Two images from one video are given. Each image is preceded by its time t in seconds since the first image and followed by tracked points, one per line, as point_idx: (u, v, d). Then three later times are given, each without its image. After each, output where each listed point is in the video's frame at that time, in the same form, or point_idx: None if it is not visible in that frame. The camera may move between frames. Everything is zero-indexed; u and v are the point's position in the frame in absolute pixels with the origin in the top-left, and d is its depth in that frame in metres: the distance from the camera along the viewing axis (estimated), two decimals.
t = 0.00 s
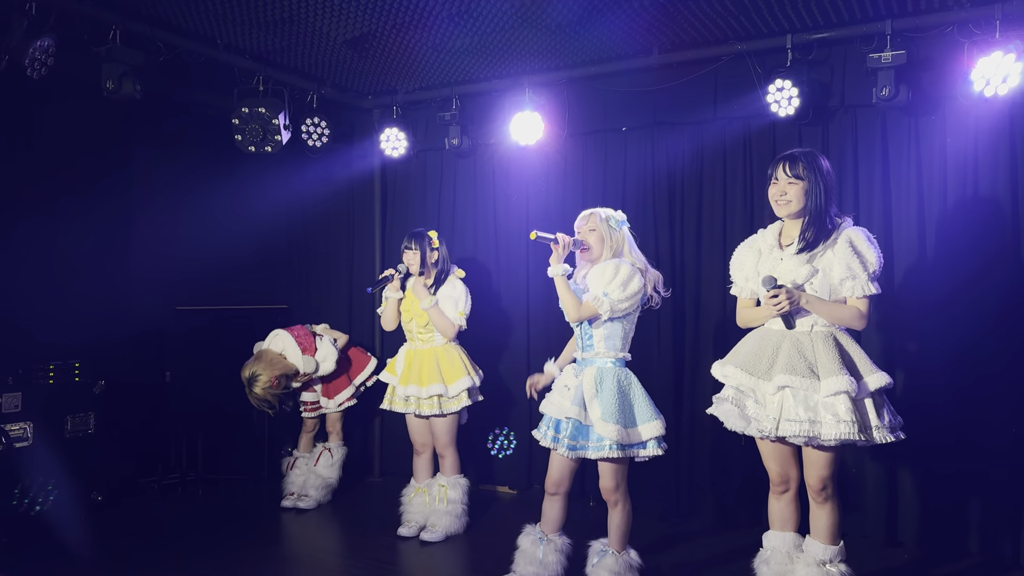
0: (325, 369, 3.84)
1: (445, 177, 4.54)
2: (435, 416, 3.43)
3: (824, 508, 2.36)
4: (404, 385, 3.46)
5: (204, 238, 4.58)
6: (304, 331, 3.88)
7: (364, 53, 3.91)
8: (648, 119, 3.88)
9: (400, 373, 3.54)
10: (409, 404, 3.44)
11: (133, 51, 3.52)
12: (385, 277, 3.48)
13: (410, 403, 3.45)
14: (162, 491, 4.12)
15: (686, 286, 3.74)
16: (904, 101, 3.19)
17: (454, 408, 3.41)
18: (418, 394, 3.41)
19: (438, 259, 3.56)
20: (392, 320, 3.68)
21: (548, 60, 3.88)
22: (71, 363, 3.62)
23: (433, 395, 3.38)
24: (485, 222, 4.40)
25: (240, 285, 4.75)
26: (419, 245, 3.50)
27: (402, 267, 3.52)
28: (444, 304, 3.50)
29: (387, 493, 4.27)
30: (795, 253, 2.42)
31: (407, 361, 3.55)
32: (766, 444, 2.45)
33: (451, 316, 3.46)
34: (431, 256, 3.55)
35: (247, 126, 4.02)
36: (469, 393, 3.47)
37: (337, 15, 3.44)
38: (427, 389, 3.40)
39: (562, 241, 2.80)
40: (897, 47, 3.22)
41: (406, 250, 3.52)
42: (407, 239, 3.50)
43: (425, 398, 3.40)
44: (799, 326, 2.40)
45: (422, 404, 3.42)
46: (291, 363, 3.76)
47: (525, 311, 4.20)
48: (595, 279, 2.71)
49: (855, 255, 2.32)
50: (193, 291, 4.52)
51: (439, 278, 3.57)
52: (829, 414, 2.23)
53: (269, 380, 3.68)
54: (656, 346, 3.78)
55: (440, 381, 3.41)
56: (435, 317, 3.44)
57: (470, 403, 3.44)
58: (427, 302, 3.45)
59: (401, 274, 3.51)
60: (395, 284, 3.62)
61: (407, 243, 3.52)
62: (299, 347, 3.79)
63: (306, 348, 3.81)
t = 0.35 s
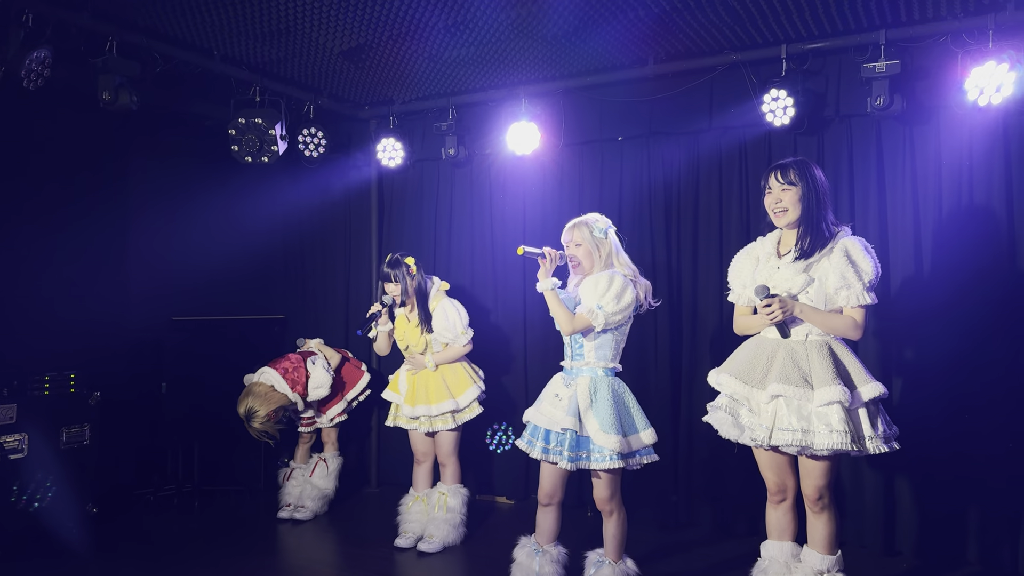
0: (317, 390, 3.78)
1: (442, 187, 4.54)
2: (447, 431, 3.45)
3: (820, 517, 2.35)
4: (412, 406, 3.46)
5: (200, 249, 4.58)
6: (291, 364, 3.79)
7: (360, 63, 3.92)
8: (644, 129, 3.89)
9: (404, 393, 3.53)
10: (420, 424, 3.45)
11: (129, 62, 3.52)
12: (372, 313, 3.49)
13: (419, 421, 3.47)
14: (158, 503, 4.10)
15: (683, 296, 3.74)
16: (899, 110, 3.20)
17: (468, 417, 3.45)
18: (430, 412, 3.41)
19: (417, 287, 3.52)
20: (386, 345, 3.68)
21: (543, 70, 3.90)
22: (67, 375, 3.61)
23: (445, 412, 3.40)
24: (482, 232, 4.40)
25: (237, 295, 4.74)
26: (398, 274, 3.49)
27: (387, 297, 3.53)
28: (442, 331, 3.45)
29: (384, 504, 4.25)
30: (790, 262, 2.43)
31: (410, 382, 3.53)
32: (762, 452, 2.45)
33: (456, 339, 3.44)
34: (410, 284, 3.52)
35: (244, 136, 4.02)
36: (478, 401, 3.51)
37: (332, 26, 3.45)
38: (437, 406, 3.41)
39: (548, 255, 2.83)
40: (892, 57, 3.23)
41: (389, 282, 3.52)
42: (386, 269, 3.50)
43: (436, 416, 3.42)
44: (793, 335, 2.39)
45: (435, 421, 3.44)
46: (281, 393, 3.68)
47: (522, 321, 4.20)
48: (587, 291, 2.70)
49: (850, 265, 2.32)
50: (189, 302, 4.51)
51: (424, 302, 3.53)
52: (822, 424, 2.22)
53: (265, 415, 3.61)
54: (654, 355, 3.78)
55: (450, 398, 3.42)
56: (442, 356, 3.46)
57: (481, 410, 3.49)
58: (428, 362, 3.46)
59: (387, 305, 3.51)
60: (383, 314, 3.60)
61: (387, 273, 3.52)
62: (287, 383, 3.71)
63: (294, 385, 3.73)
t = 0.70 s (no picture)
0: (308, 397, 3.76)
1: (438, 197, 4.54)
2: (437, 438, 3.42)
3: (818, 528, 2.34)
4: (403, 412, 3.44)
5: (195, 258, 4.56)
6: (283, 375, 3.74)
7: (356, 74, 3.93)
8: (640, 140, 3.90)
9: (397, 399, 3.50)
10: (409, 429, 3.42)
11: (125, 71, 3.52)
12: (373, 301, 3.48)
13: (409, 428, 3.43)
14: (150, 515, 4.07)
15: (679, 307, 3.75)
16: (893, 121, 3.22)
17: (457, 426, 3.42)
18: (419, 419, 3.39)
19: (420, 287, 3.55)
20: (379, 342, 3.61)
21: (539, 81, 3.91)
22: (60, 385, 3.59)
23: (436, 419, 3.37)
24: (477, 241, 4.40)
25: (231, 304, 4.72)
26: (404, 270, 3.51)
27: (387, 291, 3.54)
28: (437, 330, 3.47)
29: (379, 515, 4.22)
30: (790, 271, 2.44)
31: (403, 388, 3.51)
32: (760, 464, 2.44)
33: (450, 339, 3.45)
34: (413, 282, 3.53)
35: (239, 146, 4.02)
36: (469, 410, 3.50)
37: (329, 37, 3.46)
38: (428, 412, 3.39)
39: (539, 270, 2.82)
40: (885, 69, 3.26)
41: (393, 273, 3.53)
42: (394, 263, 3.51)
43: (427, 422, 3.39)
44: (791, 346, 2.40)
45: (424, 428, 3.40)
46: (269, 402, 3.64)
47: (518, 332, 4.19)
48: (578, 304, 2.70)
49: (853, 276, 2.34)
50: (184, 312, 4.49)
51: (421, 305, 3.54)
52: (823, 436, 2.22)
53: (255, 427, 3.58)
54: (650, 365, 3.77)
55: (440, 405, 3.40)
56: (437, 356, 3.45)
57: (471, 421, 3.46)
58: (423, 363, 3.46)
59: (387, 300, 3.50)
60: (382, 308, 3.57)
61: (393, 267, 3.53)
62: (277, 396, 3.67)
63: (285, 397, 3.68)
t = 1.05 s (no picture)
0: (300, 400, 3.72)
1: (430, 201, 4.53)
2: (417, 437, 3.39)
3: (809, 533, 2.34)
4: (387, 405, 3.40)
5: (185, 261, 4.54)
6: (273, 378, 3.70)
7: (349, 77, 3.92)
8: (633, 145, 3.91)
9: (381, 395, 3.47)
10: (389, 423, 3.38)
11: (116, 73, 3.50)
12: (383, 283, 3.49)
13: (390, 422, 3.39)
14: (139, 520, 4.04)
15: (670, 311, 3.75)
16: (884, 127, 3.23)
17: (438, 429, 3.40)
18: (402, 413, 3.36)
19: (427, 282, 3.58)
20: (375, 334, 3.60)
21: (532, 85, 3.92)
22: (47, 389, 3.57)
23: (417, 415, 3.34)
24: (470, 245, 4.39)
25: (221, 307, 4.70)
26: (413, 266, 3.54)
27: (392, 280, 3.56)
28: (436, 326, 3.46)
29: (369, 520, 4.20)
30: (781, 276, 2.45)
31: (389, 381, 3.49)
32: (750, 467, 2.43)
33: (448, 336, 3.43)
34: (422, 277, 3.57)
35: (231, 148, 4.00)
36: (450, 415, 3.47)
37: (321, 40, 3.45)
38: (412, 408, 3.37)
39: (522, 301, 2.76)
40: (877, 75, 3.28)
41: (400, 266, 3.55)
42: (404, 258, 3.55)
43: (409, 418, 3.36)
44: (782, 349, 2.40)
45: (406, 425, 3.38)
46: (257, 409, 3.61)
47: (509, 337, 4.18)
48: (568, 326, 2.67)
49: (840, 275, 2.34)
50: (173, 315, 4.47)
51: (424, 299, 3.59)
52: (816, 439, 2.23)
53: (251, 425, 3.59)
54: (641, 370, 3.77)
55: (425, 401, 3.38)
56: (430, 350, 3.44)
57: (451, 425, 3.43)
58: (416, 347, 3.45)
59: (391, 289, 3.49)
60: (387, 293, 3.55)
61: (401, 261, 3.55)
62: (266, 401, 3.64)
63: (274, 401, 3.65)
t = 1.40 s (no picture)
0: (290, 347, 3.78)
1: (422, 204, 4.54)
2: (406, 440, 3.38)
3: (798, 535, 2.35)
4: (378, 408, 3.40)
5: (175, 264, 4.53)
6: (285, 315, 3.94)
7: (339, 80, 3.92)
8: (624, 149, 3.92)
9: (371, 397, 3.46)
10: (380, 426, 3.38)
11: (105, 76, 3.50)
12: (378, 288, 3.48)
13: (382, 425, 3.39)
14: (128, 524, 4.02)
15: (660, 315, 3.76)
16: (872, 133, 3.26)
17: (427, 433, 3.39)
18: (394, 416, 3.36)
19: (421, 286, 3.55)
20: (371, 337, 3.50)
21: (523, 89, 3.93)
22: (34, 393, 3.55)
23: (409, 417, 3.34)
24: (461, 248, 4.39)
25: (211, 311, 4.69)
26: (406, 271, 3.53)
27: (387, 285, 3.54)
28: (431, 331, 3.47)
29: (359, 524, 4.19)
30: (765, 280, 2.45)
31: (380, 384, 3.49)
32: (737, 469, 2.45)
33: (442, 342, 3.43)
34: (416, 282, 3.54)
35: (221, 151, 4.00)
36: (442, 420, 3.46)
37: (312, 43, 3.45)
38: (402, 411, 3.37)
39: (530, 269, 2.78)
40: (865, 81, 3.30)
41: (394, 271, 3.54)
42: (397, 263, 3.53)
43: (400, 421, 3.36)
44: (770, 354, 2.41)
45: (396, 427, 3.37)
46: (262, 318, 3.84)
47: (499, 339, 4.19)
48: (567, 304, 2.69)
49: (826, 285, 2.34)
50: (162, 319, 4.45)
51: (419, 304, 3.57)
52: (799, 443, 2.23)
53: (251, 309, 3.83)
54: (631, 373, 3.79)
55: (416, 404, 3.38)
56: (426, 355, 3.42)
57: (443, 430, 3.42)
58: (411, 350, 3.43)
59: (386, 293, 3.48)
60: (383, 297, 3.51)
61: (395, 266, 3.55)
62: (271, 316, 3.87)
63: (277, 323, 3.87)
